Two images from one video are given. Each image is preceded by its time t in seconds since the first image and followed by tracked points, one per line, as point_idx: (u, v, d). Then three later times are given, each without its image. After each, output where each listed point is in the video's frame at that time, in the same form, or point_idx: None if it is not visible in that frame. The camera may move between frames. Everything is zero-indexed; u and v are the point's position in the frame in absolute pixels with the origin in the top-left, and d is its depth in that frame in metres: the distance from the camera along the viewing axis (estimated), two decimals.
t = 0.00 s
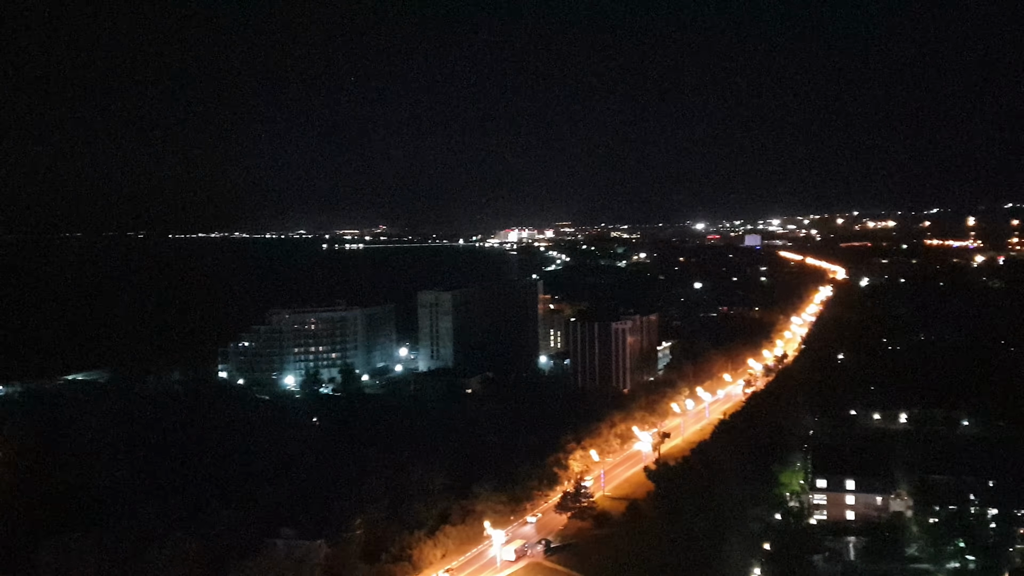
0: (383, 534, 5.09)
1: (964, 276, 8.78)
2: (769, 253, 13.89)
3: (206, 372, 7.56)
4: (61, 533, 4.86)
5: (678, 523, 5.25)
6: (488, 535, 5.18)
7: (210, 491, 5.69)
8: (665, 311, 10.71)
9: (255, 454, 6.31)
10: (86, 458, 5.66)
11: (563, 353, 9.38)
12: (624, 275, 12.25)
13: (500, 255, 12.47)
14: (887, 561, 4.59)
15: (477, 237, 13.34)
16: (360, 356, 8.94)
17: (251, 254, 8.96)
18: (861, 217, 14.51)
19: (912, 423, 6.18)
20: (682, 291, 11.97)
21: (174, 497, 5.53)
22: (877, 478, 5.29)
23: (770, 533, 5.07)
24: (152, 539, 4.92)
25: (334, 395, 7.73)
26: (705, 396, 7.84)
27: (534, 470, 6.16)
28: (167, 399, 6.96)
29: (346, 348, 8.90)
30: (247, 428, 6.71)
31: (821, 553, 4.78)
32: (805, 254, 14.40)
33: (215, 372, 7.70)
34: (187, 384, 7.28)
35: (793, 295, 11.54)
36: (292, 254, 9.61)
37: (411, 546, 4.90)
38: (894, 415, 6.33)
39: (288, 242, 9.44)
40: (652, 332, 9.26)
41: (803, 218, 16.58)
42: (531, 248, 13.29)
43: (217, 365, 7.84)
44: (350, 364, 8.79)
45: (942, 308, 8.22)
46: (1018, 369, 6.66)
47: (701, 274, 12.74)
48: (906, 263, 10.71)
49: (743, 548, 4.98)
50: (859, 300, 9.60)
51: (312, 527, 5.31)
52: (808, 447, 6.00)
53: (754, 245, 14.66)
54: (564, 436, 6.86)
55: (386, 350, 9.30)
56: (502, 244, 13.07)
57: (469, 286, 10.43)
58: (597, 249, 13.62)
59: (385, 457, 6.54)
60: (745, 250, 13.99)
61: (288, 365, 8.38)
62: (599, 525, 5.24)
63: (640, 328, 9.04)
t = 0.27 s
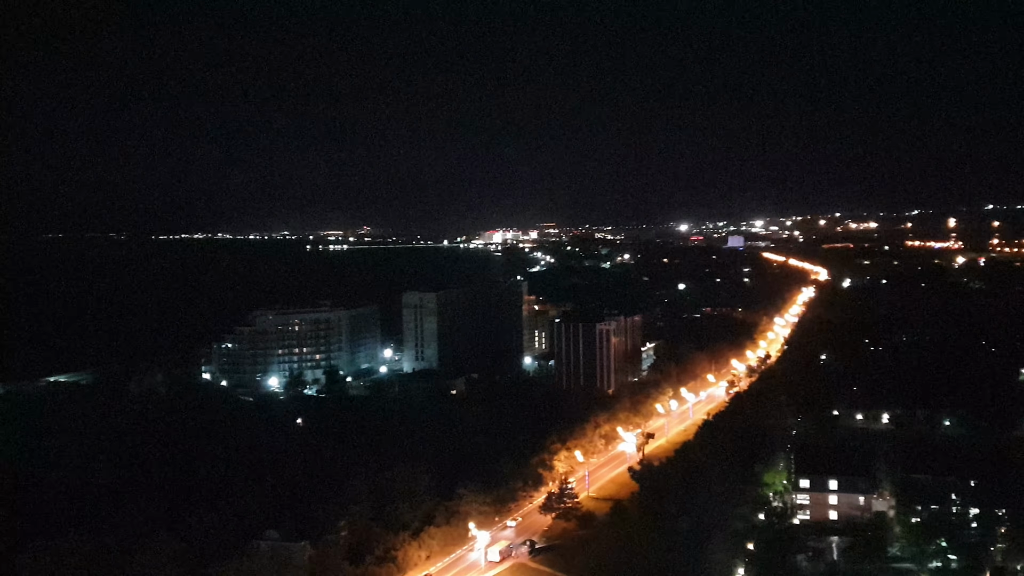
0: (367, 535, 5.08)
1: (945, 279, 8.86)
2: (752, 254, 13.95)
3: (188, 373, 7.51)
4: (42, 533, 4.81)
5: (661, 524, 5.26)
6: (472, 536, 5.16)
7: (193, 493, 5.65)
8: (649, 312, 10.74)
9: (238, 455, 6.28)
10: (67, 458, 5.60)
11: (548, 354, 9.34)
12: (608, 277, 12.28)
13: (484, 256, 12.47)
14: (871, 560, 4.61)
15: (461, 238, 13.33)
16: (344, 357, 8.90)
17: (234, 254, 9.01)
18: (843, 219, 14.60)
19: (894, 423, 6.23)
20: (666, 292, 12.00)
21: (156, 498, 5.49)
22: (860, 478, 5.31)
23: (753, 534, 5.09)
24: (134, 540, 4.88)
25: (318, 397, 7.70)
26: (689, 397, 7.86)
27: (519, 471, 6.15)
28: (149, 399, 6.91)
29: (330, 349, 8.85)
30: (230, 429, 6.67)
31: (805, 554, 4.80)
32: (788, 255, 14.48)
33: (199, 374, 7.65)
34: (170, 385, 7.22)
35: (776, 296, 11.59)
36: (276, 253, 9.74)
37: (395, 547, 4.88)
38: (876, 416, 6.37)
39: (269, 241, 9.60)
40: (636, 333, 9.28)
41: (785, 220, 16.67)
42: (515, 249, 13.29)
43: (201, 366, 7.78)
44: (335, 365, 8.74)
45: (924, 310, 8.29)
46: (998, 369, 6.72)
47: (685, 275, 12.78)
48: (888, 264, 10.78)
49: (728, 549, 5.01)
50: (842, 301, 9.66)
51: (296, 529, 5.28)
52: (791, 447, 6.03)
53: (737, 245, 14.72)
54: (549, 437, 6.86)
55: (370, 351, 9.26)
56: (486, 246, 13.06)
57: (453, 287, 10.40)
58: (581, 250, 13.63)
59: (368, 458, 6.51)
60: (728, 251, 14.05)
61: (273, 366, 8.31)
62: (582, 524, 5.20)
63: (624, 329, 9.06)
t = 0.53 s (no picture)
0: (350, 537, 5.05)
1: (925, 281, 8.93)
2: (734, 255, 14.01)
3: (170, 375, 7.45)
4: (22, 536, 4.75)
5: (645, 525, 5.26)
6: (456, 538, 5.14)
7: (175, 495, 5.60)
8: (632, 313, 10.75)
9: (220, 457, 6.23)
10: (47, 461, 5.54)
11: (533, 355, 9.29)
12: (592, 278, 12.28)
13: (468, 257, 12.44)
14: (854, 559, 4.62)
15: (444, 239, 13.29)
16: (327, 358, 8.84)
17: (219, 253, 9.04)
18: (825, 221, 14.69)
19: (876, 424, 6.26)
20: (649, 294, 12.02)
21: (137, 500, 5.43)
22: (842, 478, 5.32)
23: (736, 534, 5.11)
24: (115, 543, 4.83)
25: (301, 399, 7.65)
26: (672, 397, 7.87)
27: (503, 472, 6.13)
28: (130, 400, 6.84)
29: (313, 350, 8.79)
30: (211, 431, 6.62)
31: (788, 553, 4.80)
32: (770, 257, 14.54)
33: (180, 376, 7.59)
34: (151, 387, 7.16)
35: (759, 297, 11.63)
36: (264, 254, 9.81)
37: (379, 549, 4.86)
38: (858, 416, 6.40)
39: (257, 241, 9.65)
40: (620, 333, 9.28)
41: (768, 221, 16.75)
42: (498, 250, 13.27)
43: (182, 368, 7.72)
44: (318, 366, 8.68)
45: (905, 312, 8.34)
46: (978, 369, 6.77)
47: (668, 277, 12.81)
48: (869, 266, 10.85)
49: (711, 551, 5.04)
50: (823, 302, 9.71)
51: (279, 532, 5.25)
52: (774, 448, 6.05)
53: (720, 246, 14.77)
54: (533, 438, 6.84)
55: (353, 352, 9.22)
56: (470, 247, 13.03)
57: (437, 289, 10.37)
58: (565, 251, 13.63)
59: (352, 460, 6.48)
60: (711, 252, 14.09)
61: (255, 367, 8.25)
62: (566, 525, 5.17)
63: (608, 330, 9.06)
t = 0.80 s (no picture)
0: (334, 539, 5.03)
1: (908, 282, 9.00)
2: (719, 256, 14.06)
3: (152, 376, 7.39)
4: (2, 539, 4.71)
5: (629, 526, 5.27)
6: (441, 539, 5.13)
7: (158, 497, 5.56)
8: (617, 314, 10.77)
9: (204, 459, 6.18)
10: (27, 463, 5.49)
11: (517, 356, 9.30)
12: (576, 279, 12.30)
13: (453, 257, 12.42)
14: (837, 559, 4.66)
15: (429, 240, 13.26)
16: (311, 359, 8.77)
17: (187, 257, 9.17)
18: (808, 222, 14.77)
19: (858, 424, 6.30)
20: (634, 294, 12.05)
21: (119, 501, 5.39)
22: (825, 477, 5.36)
23: (721, 533, 5.13)
24: (96, 545, 4.79)
25: (285, 400, 7.61)
26: (657, 398, 7.88)
27: (488, 473, 6.13)
28: (112, 400, 6.78)
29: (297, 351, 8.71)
30: (195, 432, 6.57)
31: (772, 553, 4.83)
32: (754, 257, 14.61)
33: (162, 377, 7.52)
34: (133, 387, 7.10)
35: (742, 298, 11.67)
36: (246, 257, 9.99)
37: (363, 550, 4.84)
38: (841, 416, 6.44)
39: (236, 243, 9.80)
40: (605, 334, 9.29)
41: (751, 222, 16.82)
42: (483, 251, 13.26)
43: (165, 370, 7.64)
44: (302, 368, 8.59)
45: (887, 313, 8.40)
46: (959, 370, 6.83)
47: (653, 278, 12.84)
48: (852, 267, 10.92)
49: (695, 549, 5.04)
50: (807, 303, 9.76)
51: (262, 533, 5.22)
52: (757, 448, 6.07)
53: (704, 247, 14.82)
54: (518, 439, 6.84)
55: (338, 354, 9.16)
56: (455, 248, 13.01)
57: (421, 290, 10.34)
58: (550, 252, 13.64)
59: (336, 462, 6.46)
60: (696, 253, 14.13)
61: (239, 368, 8.12)
62: (551, 526, 5.17)
63: (593, 331, 9.07)
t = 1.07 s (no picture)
0: (315, 542, 5.00)
1: (885, 285, 9.09)
2: (698, 257, 14.12)
3: (131, 377, 7.32)
4: None
5: (611, 526, 5.28)
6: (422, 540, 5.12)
7: (137, 500, 5.51)
8: (598, 315, 10.79)
9: (183, 462, 6.13)
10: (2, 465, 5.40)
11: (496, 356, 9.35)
12: (557, 280, 12.31)
13: (434, 258, 12.39)
14: (816, 559, 4.70)
15: (410, 241, 13.23)
16: (290, 361, 8.80)
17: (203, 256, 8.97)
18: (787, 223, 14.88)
19: (837, 423, 6.34)
20: (614, 295, 12.07)
21: (97, 503, 5.33)
22: (804, 477, 5.39)
23: (701, 533, 5.16)
24: (73, 548, 4.73)
25: (264, 401, 7.57)
26: (637, 398, 7.90)
27: (469, 474, 6.11)
28: (90, 401, 6.71)
29: (276, 352, 8.72)
30: (173, 435, 6.51)
31: (752, 553, 4.85)
32: (733, 258, 14.68)
33: (141, 378, 7.51)
34: (112, 388, 7.03)
35: (722, 299, 11.73)
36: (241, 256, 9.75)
37: (344, 552, 4.82)
38: (820, 416, 6.48)
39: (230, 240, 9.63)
40: (586, 335, 9.31)
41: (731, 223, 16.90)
42: (464, 252, 13.24)
43: (143, 370, 7.63)
44: (281, 369, 8.63)
45: (865, 314, 8.47)
46: (936, 371, 6.89)
47: (633, 279, 12.88)
48: (831, 267, 11.01)
49: (676, 549, 5.05)
50: (785, 304, 9.82)
51: (243, 535, 5.18)
52: (737, 448, 6.11)
53: (684, 247, 14.88)
54: (499, 440, 6.83)
55: (318, 354, 9.18)
56: (435, 249, 12.99)
57: (402, 290, 10.31)
58: (530, 252, 13.64)
59: (317, 463, 6.42)
60: (676, 254, 14.19)
61: (218, 369, 8.17)
62: (533, 526, 5.17)
63: (573, 332, 9.08)
